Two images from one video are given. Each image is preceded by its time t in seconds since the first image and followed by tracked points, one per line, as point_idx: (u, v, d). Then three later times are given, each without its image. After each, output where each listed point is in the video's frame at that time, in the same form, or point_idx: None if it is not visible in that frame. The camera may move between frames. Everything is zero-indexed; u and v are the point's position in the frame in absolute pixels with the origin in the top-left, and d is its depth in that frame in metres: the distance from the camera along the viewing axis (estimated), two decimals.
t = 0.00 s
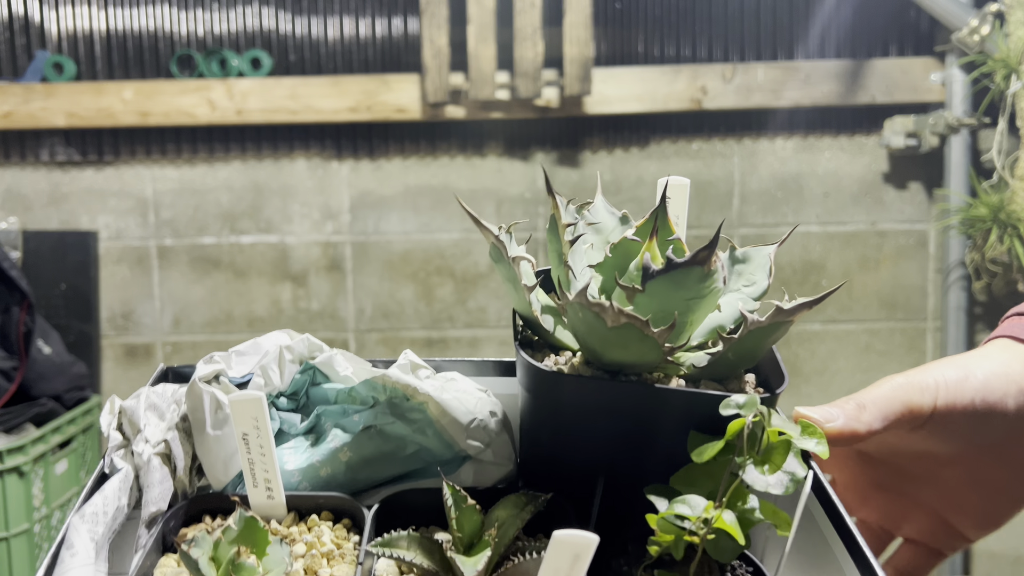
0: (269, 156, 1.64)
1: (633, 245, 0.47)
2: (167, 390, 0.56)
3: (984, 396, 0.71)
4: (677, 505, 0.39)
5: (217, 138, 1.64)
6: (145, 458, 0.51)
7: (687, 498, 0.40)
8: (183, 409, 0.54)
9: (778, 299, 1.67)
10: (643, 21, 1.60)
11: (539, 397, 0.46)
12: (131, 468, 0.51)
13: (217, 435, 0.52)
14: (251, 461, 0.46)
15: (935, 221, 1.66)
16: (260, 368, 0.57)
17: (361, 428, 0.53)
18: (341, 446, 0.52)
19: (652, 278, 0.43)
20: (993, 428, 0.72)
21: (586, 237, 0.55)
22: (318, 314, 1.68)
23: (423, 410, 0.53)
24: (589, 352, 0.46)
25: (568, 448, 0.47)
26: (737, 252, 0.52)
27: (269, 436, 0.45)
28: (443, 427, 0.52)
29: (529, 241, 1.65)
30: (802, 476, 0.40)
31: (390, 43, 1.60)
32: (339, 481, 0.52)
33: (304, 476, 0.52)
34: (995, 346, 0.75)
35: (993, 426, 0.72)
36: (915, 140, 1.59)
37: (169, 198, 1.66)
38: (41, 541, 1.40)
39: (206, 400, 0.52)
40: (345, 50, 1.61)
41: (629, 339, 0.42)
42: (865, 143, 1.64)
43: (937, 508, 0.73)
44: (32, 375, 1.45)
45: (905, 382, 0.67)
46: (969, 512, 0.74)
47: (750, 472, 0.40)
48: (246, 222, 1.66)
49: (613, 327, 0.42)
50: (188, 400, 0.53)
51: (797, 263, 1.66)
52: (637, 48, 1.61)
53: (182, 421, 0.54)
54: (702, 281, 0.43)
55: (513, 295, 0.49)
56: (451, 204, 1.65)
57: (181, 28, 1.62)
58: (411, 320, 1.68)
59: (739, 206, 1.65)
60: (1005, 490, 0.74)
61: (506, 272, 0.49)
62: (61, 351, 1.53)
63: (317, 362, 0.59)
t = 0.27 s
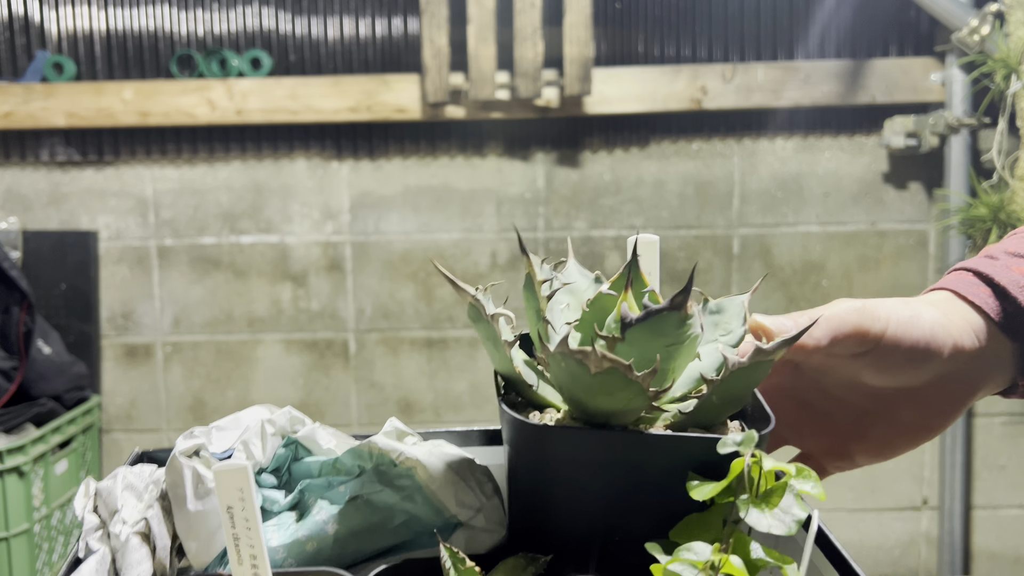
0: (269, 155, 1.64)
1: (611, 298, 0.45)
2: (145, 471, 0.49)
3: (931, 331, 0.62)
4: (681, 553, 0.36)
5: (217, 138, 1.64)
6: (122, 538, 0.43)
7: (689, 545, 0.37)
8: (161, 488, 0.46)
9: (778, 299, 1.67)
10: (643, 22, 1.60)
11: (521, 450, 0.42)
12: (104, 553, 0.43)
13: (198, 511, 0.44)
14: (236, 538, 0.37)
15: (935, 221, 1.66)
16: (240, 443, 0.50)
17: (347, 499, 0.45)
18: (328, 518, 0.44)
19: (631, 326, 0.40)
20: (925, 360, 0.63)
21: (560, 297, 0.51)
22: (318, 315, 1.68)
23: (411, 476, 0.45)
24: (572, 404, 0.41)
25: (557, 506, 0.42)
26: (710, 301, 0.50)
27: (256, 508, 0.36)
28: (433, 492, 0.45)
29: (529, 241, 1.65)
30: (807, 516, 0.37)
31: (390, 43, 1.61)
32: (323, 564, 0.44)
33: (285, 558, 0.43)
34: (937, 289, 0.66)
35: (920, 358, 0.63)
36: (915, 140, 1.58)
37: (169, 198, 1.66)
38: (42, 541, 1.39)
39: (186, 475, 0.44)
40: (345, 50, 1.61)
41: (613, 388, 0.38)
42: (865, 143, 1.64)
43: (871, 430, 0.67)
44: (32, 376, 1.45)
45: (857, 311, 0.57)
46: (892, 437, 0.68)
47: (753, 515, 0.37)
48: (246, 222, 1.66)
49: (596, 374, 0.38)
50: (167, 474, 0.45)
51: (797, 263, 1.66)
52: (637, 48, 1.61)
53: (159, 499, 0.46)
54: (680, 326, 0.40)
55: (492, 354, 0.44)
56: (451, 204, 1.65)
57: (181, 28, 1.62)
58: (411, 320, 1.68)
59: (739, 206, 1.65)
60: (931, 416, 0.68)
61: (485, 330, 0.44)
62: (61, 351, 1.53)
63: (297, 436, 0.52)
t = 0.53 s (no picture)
0: (269, 156, 1.64)
1: (600, 332, 0.44)
2: (116, 538, 0.47)
3: (911, 366, 0.66)
4: None
5: (217, 138, 1.64)
6: None
7: None
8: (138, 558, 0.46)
9: (778, 299, 1.67)
10: (644, 22, 1.60)
11: (525, 490, 0.41)
12: None
13: None
14: None
15: (935, 221, 1.66)
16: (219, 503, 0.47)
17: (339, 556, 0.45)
18: None
19: (626, 359, 0.39)
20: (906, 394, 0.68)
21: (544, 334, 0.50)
22: (318, 315, 1.68)
23: (407, 526, 0.46)
24: (573, 442, 0.41)
25: (560, 548, 0.41)
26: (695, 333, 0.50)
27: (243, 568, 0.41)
28: (431, 544, 0.45)
29: (529, 241, 1.65)
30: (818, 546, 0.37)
31: (390, 44, 1.61)
32: None
33: None
34: (917, 312, 0.70)
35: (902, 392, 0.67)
36: (915, 140, 1.58)
37: (169, 198, 1.66)
38: (42, 541, 1.39)
39: (168, 540, 0.44)
40: (345, 50, 1.61)
41: (619, 421, 0.38)
42: (865, 143, 1.64)
43: (852, 452, 0.73)
44: (32, 376, 1.45)
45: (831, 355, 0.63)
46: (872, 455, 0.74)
47: (766, 547, 0.37)
48: (246, 222, 1.66)
49: (601, 409, 0.38)
50: (147, 541, 0.44)
51: (797, 263, 1.66)
52: (637, 48, 1.61)
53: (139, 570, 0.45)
54: (676, 357, 0.39)
55: (491, 394, 0.44)
56: (451, 204, 1.65)
57: (181, 28, 1.62)
58: (411, 320, 1.68)
59: (739, 206, 1.65)
60: (910, 434, 0.74)
61: (478, 370, 0.44)
62: (61, 351, 1.53)
63: (280, 490, 0.49)
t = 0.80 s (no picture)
0: (269, 156, 1.64)
1: (581, 312, 0.45)
2: (93, 526, 0.46)
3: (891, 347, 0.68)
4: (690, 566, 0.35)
5: (217, 138, 1.64)
6: None
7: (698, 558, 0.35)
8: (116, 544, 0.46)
9: (778, 299, 1.67)
10: (644, 22, 1.60)
11: (508, 470, 0.41)
12: None
13: (163, 562, 0.44)
14: None
15: (935, 221, 1.66)
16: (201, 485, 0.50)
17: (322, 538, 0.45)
18: (305, 560, 0.44)
19: (609, 335, 0.39)
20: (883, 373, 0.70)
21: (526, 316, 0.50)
22: (318, 314, 1.68)
23: (393, 506, 0.45)
24: (559, 419, 0.40)
25: (545, 526, 0.41)
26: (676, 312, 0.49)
27: (226, 554, 0.38)
28: (416, 524, 0.44)
29: (529, 241, 1.65)
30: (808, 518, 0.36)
31: (390, 44, 1.61)
32: None
33: None
34: (897, 292, 0.71)
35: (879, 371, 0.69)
36: (915, 140, 1.58)
37: (169, 198, 1.66)
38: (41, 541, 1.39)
39: (149, 523, 0.45)
40: (345, 50, 1.61)
41: (605, 396, 0.37)
42: (865, 143, 1.64)
43: (826, 426, 0.77)
44: (32, 375, 1.45)
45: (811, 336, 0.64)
46: (844, 426, 0.78)
47: (756, 519, 0.36)
48: (246, 222, 1.66)
49: (586, 383, 0.37)
50: (127, 525, 0.45)
51: (797, 263, 1.66)
52: (637, 48, 1.61)
53: (120, 554, 0.46)
54: (659, 332, 0.39)
55: (473, 374, 0.44)
56: (451, 204, 1.65)
57: (181, 28, 1.62)
58: (411, 320, 1.68)
59: (739, 206, 1.65)
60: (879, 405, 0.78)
61: (461, 350, 0.43)
62: (61, 351, 1.53)
63: (260, 474, 0.51)
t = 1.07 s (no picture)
0: (269, 156, 1.64)
1: (559, 292, 0.45)
2: (102, 531, 0.45)
3: (896, 318, 0.73)
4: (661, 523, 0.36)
5: (217, 138, 1.64)
6: None
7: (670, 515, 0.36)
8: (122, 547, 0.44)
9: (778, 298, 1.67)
10: (644, 22, 1.60)
11: (494, 447, 0.40)
12: None
13: (167, 560, 0.43)
14: None
15: (935, 220, 1.66)
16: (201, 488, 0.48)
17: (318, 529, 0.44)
18: (303, 550, 0.43)
19: (581, 311, 0.41)
20: (882, 344, 0.74)
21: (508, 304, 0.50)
22: (318, 315, 1.68)
23: (382, 493, 0.45)
24: (535, 394, 0.41)
25: (534, 500, 0.41)
26: (658, 288, 0.49)
27: (221, 548, 0.37)
28: (406, 506, 0.45)
29: (529, 241, 1.65)
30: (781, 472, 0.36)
31: (390, 44, 1.61)
32: None
33: None
34: (911, 265, 0.75)
35: (879, 342, 0.74)
36: (915, 140, 1.58)
37: (169, 198, 1.66)
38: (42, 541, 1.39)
39: (150, 525, 0.43)
40: (345, 50, 1.61)
41: (575, 366, 0.38)
42: (865, 143, 1.64)
43: (818, 390, 0.83)
44: (32, 375, 1.45)
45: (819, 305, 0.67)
46: (835, 392, 0.84)
47: (727, 476, 0.36)
48: (246, 222, 1.66)
49: (554, 355, 0.37)
50: (130, 528, 0.44)
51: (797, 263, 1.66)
52: (637, 48, 1.61)
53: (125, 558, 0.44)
54: (628, 304, 0.41)
55: (453, 360, 0.43)
56: (451, 204, 1.65)
57: (181, 28, 1.62)
58: (411, 320, 1.68)
59: (739, 206, 1.65)
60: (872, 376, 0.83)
61: (440, 336, 0.43)
62: (61, 351, 1.53)
63: (262, 474, 0.50)
